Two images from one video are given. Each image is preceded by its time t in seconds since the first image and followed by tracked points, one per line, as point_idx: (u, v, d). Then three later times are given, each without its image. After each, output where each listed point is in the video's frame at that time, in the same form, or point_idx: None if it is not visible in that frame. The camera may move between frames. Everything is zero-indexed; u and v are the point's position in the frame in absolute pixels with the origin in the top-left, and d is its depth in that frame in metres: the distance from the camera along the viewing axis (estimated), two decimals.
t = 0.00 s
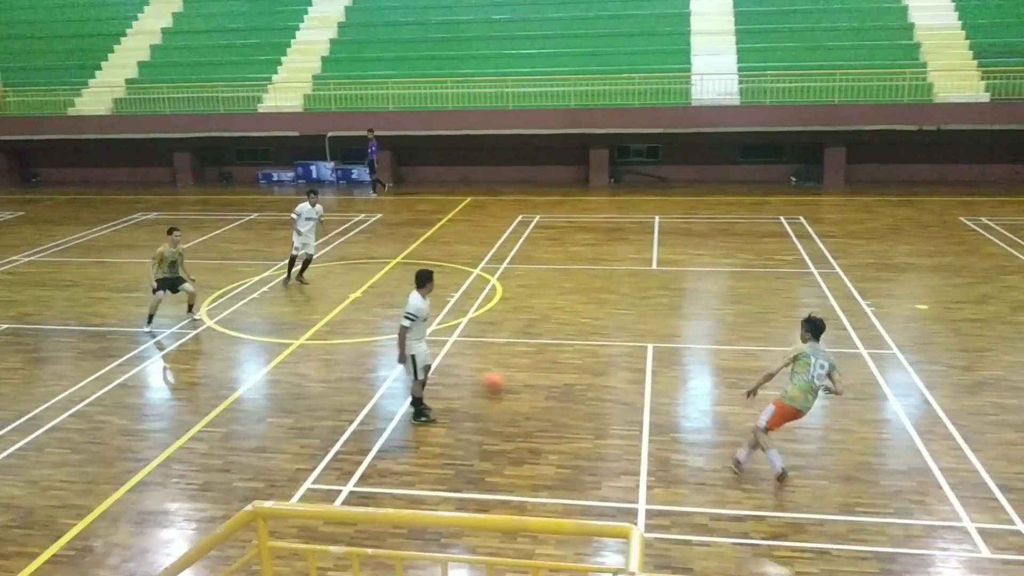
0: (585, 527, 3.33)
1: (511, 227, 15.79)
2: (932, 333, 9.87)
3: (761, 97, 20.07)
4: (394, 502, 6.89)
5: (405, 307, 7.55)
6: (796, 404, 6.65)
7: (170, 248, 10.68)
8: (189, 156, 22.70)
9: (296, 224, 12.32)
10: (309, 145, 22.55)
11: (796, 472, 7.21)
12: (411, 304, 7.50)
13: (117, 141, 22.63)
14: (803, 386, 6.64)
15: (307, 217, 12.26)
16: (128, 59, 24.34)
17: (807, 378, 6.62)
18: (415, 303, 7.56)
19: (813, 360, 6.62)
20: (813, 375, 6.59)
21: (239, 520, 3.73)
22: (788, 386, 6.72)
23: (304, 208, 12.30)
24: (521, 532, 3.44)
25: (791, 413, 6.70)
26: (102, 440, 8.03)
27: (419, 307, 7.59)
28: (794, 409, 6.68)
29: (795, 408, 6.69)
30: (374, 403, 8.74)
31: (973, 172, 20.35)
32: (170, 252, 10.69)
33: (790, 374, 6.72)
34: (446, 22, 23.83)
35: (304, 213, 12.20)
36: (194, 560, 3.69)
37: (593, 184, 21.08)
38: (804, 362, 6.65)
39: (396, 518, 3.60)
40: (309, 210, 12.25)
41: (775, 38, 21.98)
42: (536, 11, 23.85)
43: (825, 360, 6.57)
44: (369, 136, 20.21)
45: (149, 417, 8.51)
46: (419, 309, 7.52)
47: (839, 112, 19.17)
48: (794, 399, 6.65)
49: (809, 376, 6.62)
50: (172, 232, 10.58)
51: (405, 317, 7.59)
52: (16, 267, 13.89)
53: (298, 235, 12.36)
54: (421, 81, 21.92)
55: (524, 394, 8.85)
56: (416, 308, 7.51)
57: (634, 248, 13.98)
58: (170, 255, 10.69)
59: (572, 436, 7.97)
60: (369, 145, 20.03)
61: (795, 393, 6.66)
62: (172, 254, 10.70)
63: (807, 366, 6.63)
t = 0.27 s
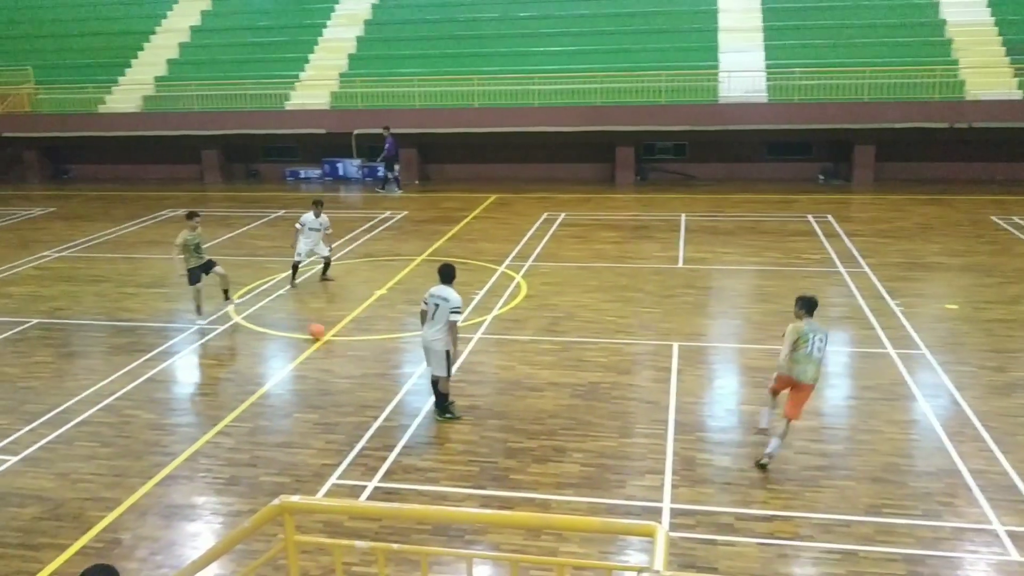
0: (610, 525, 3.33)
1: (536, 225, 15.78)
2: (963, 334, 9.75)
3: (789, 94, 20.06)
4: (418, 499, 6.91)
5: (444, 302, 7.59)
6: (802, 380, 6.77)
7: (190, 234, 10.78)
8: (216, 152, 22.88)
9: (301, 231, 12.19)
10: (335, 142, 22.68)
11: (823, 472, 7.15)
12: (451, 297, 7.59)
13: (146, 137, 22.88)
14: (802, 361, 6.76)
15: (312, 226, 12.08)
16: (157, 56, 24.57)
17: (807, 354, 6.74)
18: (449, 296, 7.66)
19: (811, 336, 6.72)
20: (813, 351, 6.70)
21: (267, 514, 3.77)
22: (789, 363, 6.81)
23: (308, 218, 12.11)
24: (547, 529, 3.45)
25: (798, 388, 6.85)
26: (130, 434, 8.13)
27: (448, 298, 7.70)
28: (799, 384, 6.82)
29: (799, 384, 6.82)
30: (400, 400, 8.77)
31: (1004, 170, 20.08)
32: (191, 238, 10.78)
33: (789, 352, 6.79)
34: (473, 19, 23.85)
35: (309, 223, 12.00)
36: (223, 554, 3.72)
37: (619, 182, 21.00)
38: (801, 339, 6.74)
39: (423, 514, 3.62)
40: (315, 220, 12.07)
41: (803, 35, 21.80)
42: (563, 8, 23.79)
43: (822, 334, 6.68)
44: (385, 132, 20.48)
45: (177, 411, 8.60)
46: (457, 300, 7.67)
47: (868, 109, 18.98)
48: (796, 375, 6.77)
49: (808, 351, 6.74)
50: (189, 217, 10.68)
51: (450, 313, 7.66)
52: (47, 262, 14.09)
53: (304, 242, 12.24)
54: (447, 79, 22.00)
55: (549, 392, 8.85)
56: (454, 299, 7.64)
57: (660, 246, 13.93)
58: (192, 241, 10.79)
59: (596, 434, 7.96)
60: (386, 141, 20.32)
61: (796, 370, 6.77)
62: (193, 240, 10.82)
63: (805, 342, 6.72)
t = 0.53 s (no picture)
0: (626, 525, 3.32)
1: (553, 224, 15.78)
2: (984, 335, 9.67)
3: (808, 93, 19.98)
4: (434, 497, 6.92)
5: (460, 299, 7.63)
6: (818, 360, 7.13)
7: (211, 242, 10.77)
8: (235, 151, 23.02)
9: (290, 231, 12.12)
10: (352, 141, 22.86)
11: (842, 474, 7.11)
12: (465, 293, 7.62)
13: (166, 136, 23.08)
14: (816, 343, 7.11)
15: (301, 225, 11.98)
16: (177, 56, 24.75)
17: (816, 336, 7.07)
18: (460, 291, 7.69)
19: (818, 318, 7.06)
20: (822, 333, 7.02)
21: (285, 511, 3.78)
22: (803, 347, 7.17)
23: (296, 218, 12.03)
24: (564, 529, 3.44)
25: (819, 368, 7.23)
26: (150, 431, 8.19)
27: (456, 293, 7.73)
28: (814, 366, 7.18)
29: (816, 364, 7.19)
30: (416, 398, 8.79)
31: None
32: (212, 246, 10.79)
33: (802, 337, 7.16)
34: (491, 18, 23.86)
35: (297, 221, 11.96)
36: (241, 550, 3.73)
37: (636, 182, 20.97)
38: (809, 323, 7.07)
39: (440, 512, 3.61)
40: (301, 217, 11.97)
41: (823, 34, 21.68)
42: (581, 7, 23.75)
43: (829, 317, 6.98)
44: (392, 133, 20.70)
45: (196, 408, 8.66)
46: (468, 292, 7.73)
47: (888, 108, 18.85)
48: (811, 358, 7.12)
49: (818, 333, 7.08)
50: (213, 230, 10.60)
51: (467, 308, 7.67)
52: (68, 260, 14.23)
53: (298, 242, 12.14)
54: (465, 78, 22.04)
55: (565, 392, 8.84)
56: (466, 292, 7.70)
57: (677, 245, 13.90)
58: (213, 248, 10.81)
59: (613, 434, 7.94)
60: (392, 141, 20.57)
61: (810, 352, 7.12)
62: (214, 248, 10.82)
63: (812, 325, 7.06)
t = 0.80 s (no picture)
0: (639, 525, 3.31)
1: (568, 224, 15.77)
2: (1003, 336, 9.58)
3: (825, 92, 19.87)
4: (449, 496, 6.93)
5: (466, 292, 7.72)
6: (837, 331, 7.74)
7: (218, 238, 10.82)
8: (252, 151, 23.14)
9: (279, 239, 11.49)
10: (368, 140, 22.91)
11: (858, 475, 7.06)
12: (468, 284, 7.75)
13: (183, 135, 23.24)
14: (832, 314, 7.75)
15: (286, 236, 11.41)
16: (195, 55, 24.91)
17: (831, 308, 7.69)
18: (460, 284, 7.77)
19: (829, 292, 7.68)
20: (836, 305, 7.64)
21: (300, 509, 3.79)
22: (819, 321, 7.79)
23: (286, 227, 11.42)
24: (578, 528, 3.43)
25: (834, 339, 7.82)
26: (166, 428, 8.25)
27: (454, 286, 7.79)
28: (831, 337, 7.80)
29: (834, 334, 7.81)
30: (430, 398, 8.81)
31: None
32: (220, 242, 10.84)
33: (815, 312, 7.77)
34: (507, 18, 23.86)
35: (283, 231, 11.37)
36: (255, 547, 3.74)
37: (652, 181, 20.92)
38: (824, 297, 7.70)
39: (454, 510, 3.61)
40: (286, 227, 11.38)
41: (841, 33, 21.55)
42: (598, 6, 23.69)
43: (840, 288, 7.60)
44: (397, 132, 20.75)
45: (212, 406, 8.72)
46: (467, 283, 7.83)
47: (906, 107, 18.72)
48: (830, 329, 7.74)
49: (832, 306, 7.69)
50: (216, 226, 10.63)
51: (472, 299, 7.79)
52: (87, 258, 14.36)
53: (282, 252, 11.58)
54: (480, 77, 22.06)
55: (580, 391, 8.83)
56: (465, 283, 7.80)
57: (693, 245, 13.86)
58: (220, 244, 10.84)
59: (628, 434, 7.93)
60: (398, 140, 20.58)
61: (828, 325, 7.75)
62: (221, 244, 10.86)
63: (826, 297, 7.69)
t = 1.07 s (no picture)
0: (648, 525, 3.30)
1: (577, 224, 15.76)
2: (1014, 338, 9.54)
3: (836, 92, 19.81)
4: (458, 495, 6.94)
5: (465, 288, 7.85)
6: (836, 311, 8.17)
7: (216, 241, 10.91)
8: (262, 150, 23.22)
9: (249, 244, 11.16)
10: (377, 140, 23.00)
11: (868, 477, 7.04)
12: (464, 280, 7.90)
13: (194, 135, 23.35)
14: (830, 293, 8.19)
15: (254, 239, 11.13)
16: (206, 55, 25.00)
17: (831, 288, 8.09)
18: (456, 281, 7.90)
19: (826, 272, 8.10)
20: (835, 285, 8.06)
21: (309, 507, 3.79)
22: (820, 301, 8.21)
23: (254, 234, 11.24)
24: (587, 528, 3.42)
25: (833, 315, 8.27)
26: (176, 426, 8.28)
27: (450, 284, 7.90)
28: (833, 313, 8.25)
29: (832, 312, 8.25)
30: (439, 397, 8.81)
31: None
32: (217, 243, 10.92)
33: (817, 293, 8.17)
34: (516, 17, 23.85)
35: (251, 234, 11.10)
36: (265, 545, 3.74)
37: (661, 181, 20.89)
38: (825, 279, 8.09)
39: (464, 510, 3.60)
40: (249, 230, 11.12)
41: (852, 32, 21.49)
42: (608, 5, 23.66)
43: (836, 268, 8.05)
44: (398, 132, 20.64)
45: (222, 405, 8.74)
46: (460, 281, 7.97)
47: (916, 107, 18.66)
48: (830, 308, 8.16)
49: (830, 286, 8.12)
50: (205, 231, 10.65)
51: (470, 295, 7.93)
52: (97, 257, 14.42)
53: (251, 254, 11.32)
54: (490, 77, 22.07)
55: (589, 391, 8.83)
56: (459, 280, 7.94)
57: (702, 245, 13.83)
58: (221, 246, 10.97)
59: (636, 434, 7.92)
60: (398, 139, 20.47)
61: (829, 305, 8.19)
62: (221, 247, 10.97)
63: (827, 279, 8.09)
